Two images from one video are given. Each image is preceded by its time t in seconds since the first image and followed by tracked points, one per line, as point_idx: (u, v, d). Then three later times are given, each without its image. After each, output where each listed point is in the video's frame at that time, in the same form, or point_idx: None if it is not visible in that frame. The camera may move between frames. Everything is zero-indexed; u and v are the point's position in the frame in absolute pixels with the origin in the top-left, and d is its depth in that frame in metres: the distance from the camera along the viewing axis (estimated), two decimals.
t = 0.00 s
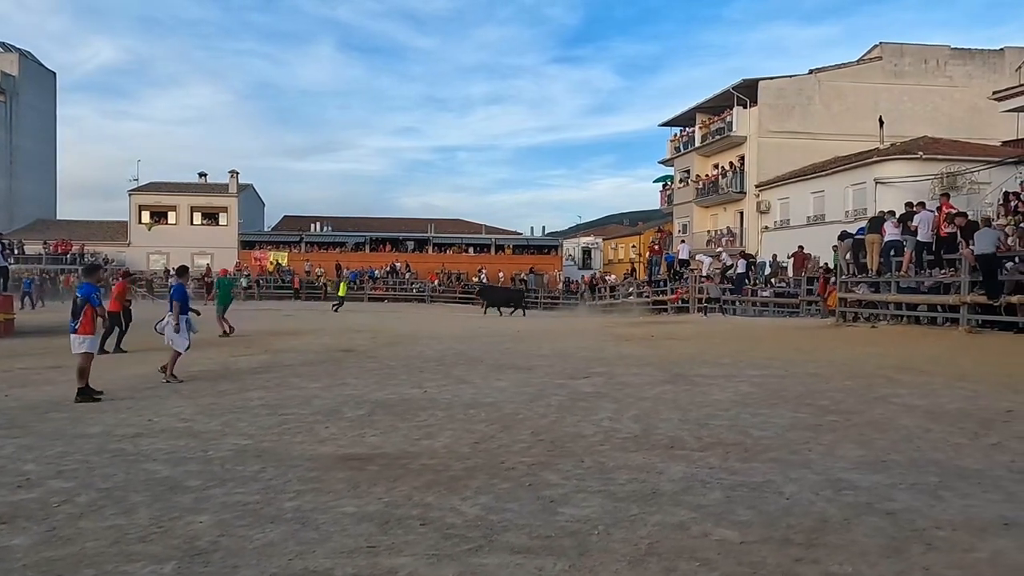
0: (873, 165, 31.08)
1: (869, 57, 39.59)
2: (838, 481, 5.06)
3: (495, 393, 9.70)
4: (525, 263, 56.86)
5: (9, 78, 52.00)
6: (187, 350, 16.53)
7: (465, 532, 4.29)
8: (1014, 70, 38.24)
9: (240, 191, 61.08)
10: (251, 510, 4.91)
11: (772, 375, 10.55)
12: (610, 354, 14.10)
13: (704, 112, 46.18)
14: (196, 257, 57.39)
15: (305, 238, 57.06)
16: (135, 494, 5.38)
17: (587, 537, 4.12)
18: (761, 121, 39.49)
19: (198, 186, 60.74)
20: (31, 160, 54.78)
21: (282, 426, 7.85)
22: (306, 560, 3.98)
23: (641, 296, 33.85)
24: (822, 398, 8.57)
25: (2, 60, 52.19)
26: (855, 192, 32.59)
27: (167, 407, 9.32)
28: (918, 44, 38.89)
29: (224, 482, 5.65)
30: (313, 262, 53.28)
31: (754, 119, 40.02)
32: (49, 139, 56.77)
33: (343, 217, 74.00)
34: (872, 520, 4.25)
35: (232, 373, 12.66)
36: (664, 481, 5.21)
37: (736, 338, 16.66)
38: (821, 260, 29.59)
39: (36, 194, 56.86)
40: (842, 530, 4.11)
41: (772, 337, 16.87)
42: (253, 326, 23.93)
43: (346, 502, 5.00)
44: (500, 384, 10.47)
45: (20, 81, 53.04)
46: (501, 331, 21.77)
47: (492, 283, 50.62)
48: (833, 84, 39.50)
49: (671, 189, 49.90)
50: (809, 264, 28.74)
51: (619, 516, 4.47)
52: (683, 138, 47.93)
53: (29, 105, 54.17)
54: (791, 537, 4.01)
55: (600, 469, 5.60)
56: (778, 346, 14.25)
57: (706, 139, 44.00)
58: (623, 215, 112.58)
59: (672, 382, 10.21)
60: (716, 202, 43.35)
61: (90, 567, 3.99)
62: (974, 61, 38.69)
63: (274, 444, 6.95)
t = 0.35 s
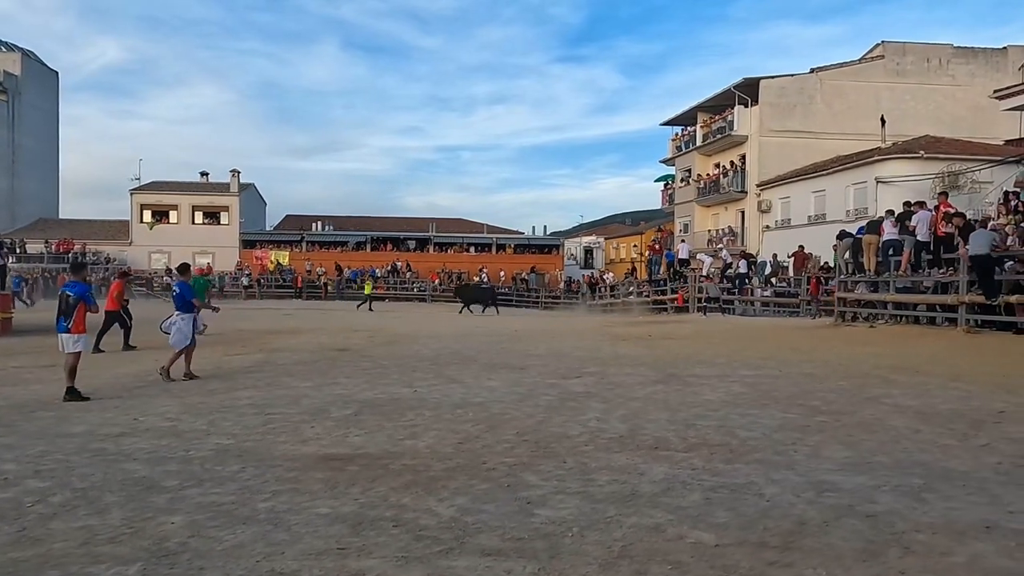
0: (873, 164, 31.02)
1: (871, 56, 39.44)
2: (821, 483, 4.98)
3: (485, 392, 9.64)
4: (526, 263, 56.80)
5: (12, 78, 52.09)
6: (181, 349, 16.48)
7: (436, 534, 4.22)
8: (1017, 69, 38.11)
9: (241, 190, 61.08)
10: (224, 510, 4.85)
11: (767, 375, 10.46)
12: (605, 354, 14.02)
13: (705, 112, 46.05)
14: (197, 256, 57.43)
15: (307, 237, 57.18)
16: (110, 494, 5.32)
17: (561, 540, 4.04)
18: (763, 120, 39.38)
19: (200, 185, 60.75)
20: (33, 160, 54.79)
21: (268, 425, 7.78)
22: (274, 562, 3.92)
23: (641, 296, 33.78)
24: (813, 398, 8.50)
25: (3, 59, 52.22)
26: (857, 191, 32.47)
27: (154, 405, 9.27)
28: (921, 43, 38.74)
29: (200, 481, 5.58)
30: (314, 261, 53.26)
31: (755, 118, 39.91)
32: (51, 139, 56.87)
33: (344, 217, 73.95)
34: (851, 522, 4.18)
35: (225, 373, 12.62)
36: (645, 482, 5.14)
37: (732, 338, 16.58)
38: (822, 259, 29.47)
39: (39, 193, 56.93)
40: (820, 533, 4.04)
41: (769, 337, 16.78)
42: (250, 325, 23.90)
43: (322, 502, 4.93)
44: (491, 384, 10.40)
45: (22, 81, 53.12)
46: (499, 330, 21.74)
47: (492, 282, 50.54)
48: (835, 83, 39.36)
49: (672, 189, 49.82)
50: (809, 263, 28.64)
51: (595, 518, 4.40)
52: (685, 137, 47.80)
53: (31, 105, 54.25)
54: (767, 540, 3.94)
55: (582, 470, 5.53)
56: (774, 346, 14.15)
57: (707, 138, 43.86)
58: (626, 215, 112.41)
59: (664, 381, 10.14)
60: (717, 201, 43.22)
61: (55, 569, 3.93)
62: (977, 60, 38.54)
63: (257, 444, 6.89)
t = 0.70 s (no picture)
0: (876, 163, 30.88)
1: (875, 55, 39.24)
2: (812, 490, 4.87)
3: (478, 394, 9.54)
4: (529, 262, 56.72)
5: (15, 77, 52.16)
6: (178, 349, 16.40)
7: (415, 543, 4.13)
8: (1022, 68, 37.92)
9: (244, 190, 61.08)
10: (202, 517, 4.76)
11: (765, 377, 10.35)
12: (603, 355, 13.91)
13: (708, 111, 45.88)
14: (200, 256, 57.43)
15: (309, 237, 57.15)
16: (89, 499, 5.24)
17: (542, 549, 3.95)
18: (765, 119, 39.22)
19: (202, 185, 60.75)
20: (35, 159, 54.83)
21: (256, 428, 7.69)
22: (247, 572, 3.83)
23: (642, 295, 33.62)
24: (809, 401, 8.38)
25: (6, 59, 52.32)
26: (859, 191, 32.32)
27: (143, 407, 9.20)
28: (925, 41, 38.54)
29: (181, 487, 5.49)
30: (316, 261, 53.21)
31: (757, 117, 39.76)
32: (54, 138, 56.93)
33: (347, 216, 73.87)
34: (840, 532, 4.07)
35: (219, 373, 12.52)
36: (632, 488, 5.04)
37: (731, 339, 16.47)
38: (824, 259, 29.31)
39: (41, 193, 56.98)
40: (808, 543, 3.93)
41: (769, 337, 16.65)
42: (249, 325, 23.82)
43: (302, 508, 4.84)
44: (485, 385, 10.31)
45: (26, 80, 53.18)
46: (498, 330, 21.65)
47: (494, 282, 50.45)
48: (838, 82, 39.18)
49: (674, 188, 49.67)
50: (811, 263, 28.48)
51: (578, 527, 4.30)
52: (687, 136, 47.63)
53: (34, 104, 54.30)
54: (751, 551, 3.84)
55: (569, 476, 5.43)
56: (774, 347, 14.02)
57: (709, 138, 43.70)
58: (629, 215, 112.17)
59: (660, 384, 10.03)
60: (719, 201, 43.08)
61: None
62: (981, 59, 38.34)
63: (243, 447, 6.80)
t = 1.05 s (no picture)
0: (881, 163, 30.72)
1: (879, 54, 39.06)
2: (818, 498, 4.75)
3: (479, 396, 9.42)
4: (531, 262, 56.65)
5: (18, 77, 52.21)
6: (178, 349, 16.32)
7: (411, 552, 4.02)
8: None
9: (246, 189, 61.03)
10: (194, 524, 4.65)
11: (769, 379, 10.22)
12: (605, 356, 13.78)
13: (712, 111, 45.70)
14: (202, 255, 57.38)
15: (311, 236, 57.09)
16: (79, 505, 5.12)
17: (541, 560, 3.84)
18: (769, 119, 39.06)
19: (204, 184, 60.71)
20: (39, 159, 54.89)
21: (253, 431, 7.58)
22: None
23: (645, 295, 33.46)
24: (815, 405, 8.24)
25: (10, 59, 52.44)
26: (864, 191, 32.14)
27: (140, 409, 9.10)
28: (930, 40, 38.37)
29: (174, 493, 5.38)
30: (318, 261, 53.12)
31: (761, 116, 39.60)
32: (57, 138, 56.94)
33: (349, 215, 73.79)
34: (848, 542, 3.96)
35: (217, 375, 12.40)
36: (633, 495, 4.93)
37: (733, 340, 16.32)
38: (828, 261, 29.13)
39: (45, 192, 57.00)
40: (815, 554, 3.82)
41: (772, 338, 16.52)
42: (251, 325, 23.70)
43: (297, 515, 4.73)
44: (486, 387, 10.19)
45: (29, 79, 53.20)
46: (501, 331, 21.55)
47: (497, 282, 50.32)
48: (843, 82, 39.01)
49: (678, 188, 49.54)
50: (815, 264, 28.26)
51: (578, 535, 4.18)
52: (691, 136, 47.47)
53: (37, 103, 54.29)
54: (757, 563, 3.72)
55: (570, 482, 5.31)
56: (777, 349, 13.89)
57: (713, 137, 43.55)
58: (633, 215, 111.86)
59: (662, 386, 9.92)
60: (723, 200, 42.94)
61: None
62: (987, 58, 38.15)
63: (239, 450, 6.70)
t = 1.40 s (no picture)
0: (887, 162, 30.57)
1: (885, 53, 38.86)
2: (834, 504, 4.62)
3: (484, 398, 9.27)
4: (535, 262, 56.50)
5: (22, 76, 52.24)
6: (181, 349, 16.20)
7: (416, 561, 3.89)
8: None
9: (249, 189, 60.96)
10: (192, 530, 4.52)
11: (778, 381, 10.08)
12: (611, 356, 13.64)
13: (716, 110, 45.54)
14: (205, 255, 57.31)
15: (314, 236, 56.99)
16: (76, 510, 5.00)
17: (552, 570, 3.71)
18: (774, 118, 38.89)
19: (207, 184, 60.64)
20: (42, 158, 54.89)
21: (255, 433, 7.46)
22: None
23: (649, 295, 33.28)
24: (825, 407, 8.10)
25: (14, 59, 52.46)
26: (869, 191, 31.98)
27: (141, 410, 8.99)
28: (936, 39, 38.17)
29: (175, 496, 5.26)
30: (321, 260, 53.01)
31: (765, 116, 39.44)
32: (60, 137, 56.93)
33: (352, 215, 73.68)
34: (868, 551, 3.83)
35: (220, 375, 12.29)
36: (644, 501, 4.80)
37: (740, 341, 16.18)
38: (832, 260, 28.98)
39: (48, 192, 57.00)
40: (835, 564, 3.69)
41: (778, 339, 16.38)
42: (252, 325, 23.54)
43: (298, 521, 4.61)
44: (491, 389, 10.05)
45: (32, 79, 53.21)
46: (505, 330, 21.44)
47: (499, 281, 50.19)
48: (848, 81, 38.83)
49: (681, 188, 49.37)
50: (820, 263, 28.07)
51: (588, 543, 4.06)
52: (695, 135, 47.30)
53: (40, 102, 54.29)
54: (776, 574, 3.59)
55: (578, 487, 5.18)
56: (784, 350, 13.75)
57: (717, 136, 43.39)
58: (636, 215, 111.47)
59: (669, 387, 9.79)
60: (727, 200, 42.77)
61: None
62: (993, 57, 37.95)
63: (239, 453, 6.57)
